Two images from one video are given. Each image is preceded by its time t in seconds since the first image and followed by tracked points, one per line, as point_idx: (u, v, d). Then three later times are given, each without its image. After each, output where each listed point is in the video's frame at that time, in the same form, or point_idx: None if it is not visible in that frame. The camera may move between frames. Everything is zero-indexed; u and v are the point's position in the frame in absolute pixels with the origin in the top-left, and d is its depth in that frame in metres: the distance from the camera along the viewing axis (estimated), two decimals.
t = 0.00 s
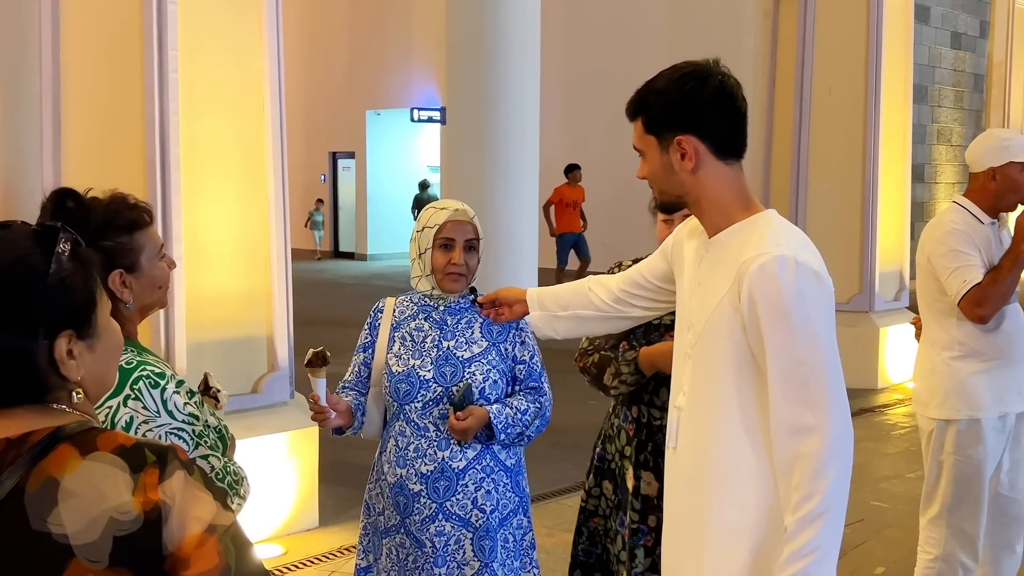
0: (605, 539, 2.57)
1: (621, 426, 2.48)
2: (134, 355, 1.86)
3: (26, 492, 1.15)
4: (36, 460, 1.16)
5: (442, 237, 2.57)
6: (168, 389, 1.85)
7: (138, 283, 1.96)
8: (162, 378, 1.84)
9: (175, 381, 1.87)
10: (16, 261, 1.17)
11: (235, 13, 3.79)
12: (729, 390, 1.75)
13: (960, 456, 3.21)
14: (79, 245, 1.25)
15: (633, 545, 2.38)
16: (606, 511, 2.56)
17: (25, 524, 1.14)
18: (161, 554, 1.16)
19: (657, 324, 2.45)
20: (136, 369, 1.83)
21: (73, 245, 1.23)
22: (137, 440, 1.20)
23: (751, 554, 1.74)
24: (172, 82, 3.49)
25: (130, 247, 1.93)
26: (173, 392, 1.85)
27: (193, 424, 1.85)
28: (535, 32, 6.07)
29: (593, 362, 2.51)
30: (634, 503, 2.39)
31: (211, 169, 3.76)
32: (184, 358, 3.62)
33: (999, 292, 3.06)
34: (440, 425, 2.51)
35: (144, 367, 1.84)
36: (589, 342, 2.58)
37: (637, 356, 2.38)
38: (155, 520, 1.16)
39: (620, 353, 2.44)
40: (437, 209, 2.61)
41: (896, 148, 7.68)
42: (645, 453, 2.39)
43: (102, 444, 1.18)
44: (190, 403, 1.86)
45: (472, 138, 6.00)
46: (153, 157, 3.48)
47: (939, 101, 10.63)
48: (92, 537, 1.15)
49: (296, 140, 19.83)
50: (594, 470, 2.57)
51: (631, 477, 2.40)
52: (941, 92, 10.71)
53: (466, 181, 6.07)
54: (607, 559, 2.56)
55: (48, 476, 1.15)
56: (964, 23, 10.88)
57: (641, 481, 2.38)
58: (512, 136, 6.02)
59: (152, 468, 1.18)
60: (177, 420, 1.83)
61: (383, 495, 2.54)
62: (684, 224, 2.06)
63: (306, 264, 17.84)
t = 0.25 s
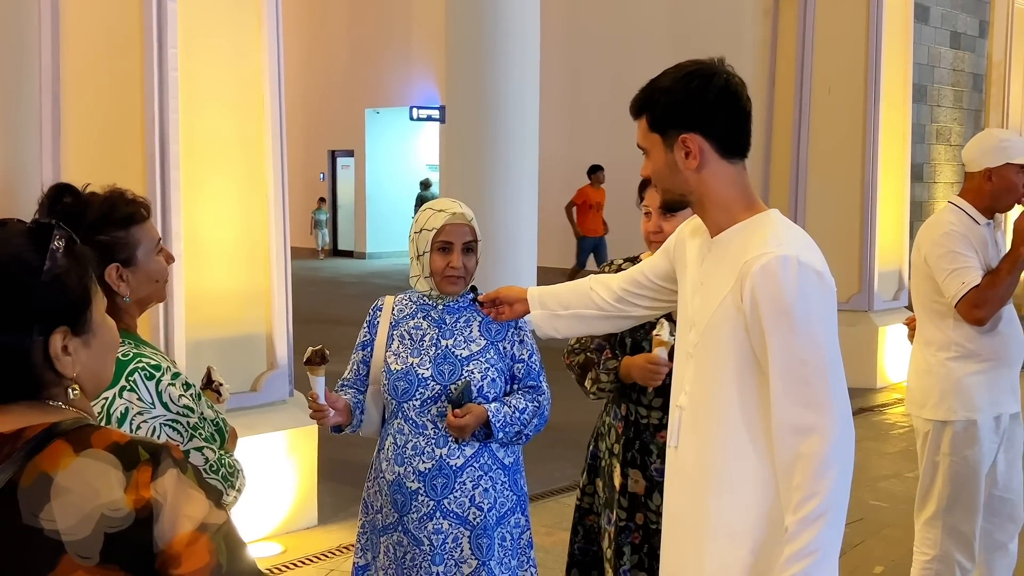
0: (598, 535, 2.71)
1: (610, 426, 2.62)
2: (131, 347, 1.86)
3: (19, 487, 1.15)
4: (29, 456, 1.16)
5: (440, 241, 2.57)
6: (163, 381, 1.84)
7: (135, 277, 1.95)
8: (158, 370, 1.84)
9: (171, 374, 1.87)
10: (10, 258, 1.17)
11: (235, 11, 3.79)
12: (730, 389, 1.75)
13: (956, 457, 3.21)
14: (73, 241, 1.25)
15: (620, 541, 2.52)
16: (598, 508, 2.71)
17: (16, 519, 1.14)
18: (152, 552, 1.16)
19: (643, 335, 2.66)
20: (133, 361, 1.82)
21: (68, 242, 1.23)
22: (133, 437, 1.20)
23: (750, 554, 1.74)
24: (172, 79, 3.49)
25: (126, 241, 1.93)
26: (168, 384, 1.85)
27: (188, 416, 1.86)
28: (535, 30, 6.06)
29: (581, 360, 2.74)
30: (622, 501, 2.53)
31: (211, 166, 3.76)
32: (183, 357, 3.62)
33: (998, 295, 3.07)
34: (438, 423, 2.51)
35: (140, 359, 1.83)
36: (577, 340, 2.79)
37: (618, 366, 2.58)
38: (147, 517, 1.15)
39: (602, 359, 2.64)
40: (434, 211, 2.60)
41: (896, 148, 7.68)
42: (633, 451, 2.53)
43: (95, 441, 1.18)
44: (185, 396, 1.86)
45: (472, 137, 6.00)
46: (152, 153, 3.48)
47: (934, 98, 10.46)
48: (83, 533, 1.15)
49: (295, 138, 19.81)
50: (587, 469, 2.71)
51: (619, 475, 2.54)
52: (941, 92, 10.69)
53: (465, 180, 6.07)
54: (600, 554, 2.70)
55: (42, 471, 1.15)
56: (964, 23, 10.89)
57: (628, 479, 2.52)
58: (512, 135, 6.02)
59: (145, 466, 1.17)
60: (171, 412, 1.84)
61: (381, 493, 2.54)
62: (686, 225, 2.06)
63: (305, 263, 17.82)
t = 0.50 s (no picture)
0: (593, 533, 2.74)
1: (605, 423, 2.66)
2: (135, 341, 1.86)
3: (13, 481, 1.15)
4: (22, 453, 1.16)
5: (440, 235, 2.58)
6: (166, 375, 1.85)
7: (141, 271, 1.95)
8: (161, 364, 1.84)
9: (174, 369, 1.87)
10: (7, 257, 1.16)
11: (236, 8, 3.78)
12: (733, 388, 1.75)
13: (955, 458, 3.20)
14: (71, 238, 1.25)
15: (612, 538, 2.55)
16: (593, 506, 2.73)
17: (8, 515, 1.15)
18: (141, 549, 1.15)
19: (635, 335, 2.63)
20: (137, 355, 1.83)
21: (66, 241, 1.23)
22: (126, 435, 1.19)
23: (752, 552, 1.74)
24: (173, 77, 3.50)
25: (132, 236, 1.93)
26: (171, 379, 1.85)
27: (191, 411, 1.86)
28: (535, 29, 6.06)
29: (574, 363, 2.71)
30: (615, 498, 2.56)
31: (212, 164, 3.76)
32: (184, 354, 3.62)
33: (997, 296, 3.07)
34: (438, 421, 2.51)
35: (144, 353, 1.84)
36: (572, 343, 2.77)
37: (611, 371, 2.57)
38: (136, 514, 1.15)
39: (595, 364, 2.63)
40: (436, 206, 2.61)
41: (896, 147, 7.68)
42: (626, 447, 2.56)
43: (88, 439, 1.17)
44: (189, 391, 1.86)
45: (472, 135, 6.00)
46: (153, 151, 3.48)
47: (938, 99, 10.56)
48: (73, 530, 1.14)
49: (295, 136, 19.80)
50: (582, 467, 2.73)
51: (612, 472, 2.57)
52: (941, 91, 10.69)
53: (465, 178, 6.07)
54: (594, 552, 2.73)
55: (34, 467, 1.15)
56: (964, 22, 10.89)
57: (621, 476, 2.56)
58: (512, 134, 6.02)
59: (136, 464, 1.16)
60: (174, 407, 1.84)
61: (382, 491, 2.54)
62: (687, 224, 2.06)
63: (305, 261, 17.81)
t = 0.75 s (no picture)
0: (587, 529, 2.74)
1: (597, 419, 2.66)
2: (140, 338, 1.87)
3: None
4: (10, 451, 1.15)
5: (444, 227, 2.57)
6: (171, 374, 1.85)
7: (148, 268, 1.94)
8: (166, 363, 1.84)
9: (179, 367, 1.87)
10: (5, 255, 1.16)
11: (236, 5, 3.78)
12: (735, 386, 1.75)
13: (954, 457, 3.20)
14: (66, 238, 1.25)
15: (606, 534, 2.55)
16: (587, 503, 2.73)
17: None
18: (124, 546, 1.13)
19: (625, 333, 2.64)
20: (142, 354, 1.83)
21: (61, 242, 1.23)
22: (112, 433, 1.18)
23: (754, 551, 1.74)
24: (173, 75, 3.49)
25: (138, 233, 1.93)
26: (176, 377, 1.85)
27: (195, 410, 1.86)
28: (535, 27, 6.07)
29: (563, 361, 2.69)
30: (608, 494, 2.56)
31: (213, 162, 3.75)
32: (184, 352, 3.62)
33: (997, 296, 3.06)
34: (440, 419, 2.51)
35: (149, 351, 1.84)
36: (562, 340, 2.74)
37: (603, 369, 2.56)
38: (119, 511, 1.13)
39: (587, 362, 2.62)
40: (439, 199, 2.62)
41: (897, 146, 7.68)
42: (618, 443, 2.57)
43: (74, 436, 1.16)
44: (193, 389, 1.86)
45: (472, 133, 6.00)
46: (154, 149, 3.47)
47: (938, 98, 10.54)
48: (57, 527, 1.13)
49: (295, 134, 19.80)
50: (576, 464, 2.73)
51: (605, 468, 2.58)
52: (942, 89, 10.68)
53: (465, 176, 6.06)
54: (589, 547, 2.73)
55: (20, 465, 1.14)
56: (964, 20, 10.88)
57: (614, 472, 2.56)
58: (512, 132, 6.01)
59: (120, 462, 1.15)
60: (179, 405, 1.84)
61: (384, 489, 2.54)
62: (688, 222, 2.06)
63: (306, 259, 17.82)
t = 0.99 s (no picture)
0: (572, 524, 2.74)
1: (585, 416, 2.65)
2: (141, 337, 1.86)
3: None
4: None
5: (442, 223, 2.57)
6: (173, 372, 1.84)
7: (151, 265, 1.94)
8: (168, 361, 1.84)
9: (180, 365, 1.87)
10: None
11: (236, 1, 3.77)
12: (734, 382, 1.75)
13: (952, 453, 3.21)
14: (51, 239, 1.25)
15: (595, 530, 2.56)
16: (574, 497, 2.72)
17: None
18: (97, 546, 1.12)
19: (612, 331, 2.66)
20: (144, 352, 1.82)
21: (46, 243, 1.23)
22: (91, 432, 1.18)
23: (753, 546, 1.74)
24: (173, 71, 3.49)
25: (140, 230, 1.92)
26: (178, 376, 1.85)
27: (198, 408, 1.85)
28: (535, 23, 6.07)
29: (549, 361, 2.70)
30: (597, 490, 2.57)
31: (212, 158, 3.75)
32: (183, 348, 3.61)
33: (994, 294, 3.07)
34: (440, 415, 2.51)
35: (151, 350, 1.83)
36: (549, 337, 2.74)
37: (591, 367, 2.57)
38: (93, 511, 1.12)
39: (574, 359, 2.62)
40: (436, 195, 2.61)
41: (897, 143, 7.69)
42: (606, 440, 2.57)
43: (53, 435, 1.16)
44: (195, 388, 1.85)
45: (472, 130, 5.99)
46: (153, 144, 3.47)
47: (937, 94, 10.53)
48: (33, 524, 1.13)
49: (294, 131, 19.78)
50: (563, 459, 2.72)
51: (595, 464, 2.58)
52: (941, 86, 10.67)
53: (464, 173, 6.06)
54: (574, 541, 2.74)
55: None
56: (964, 16, 10.88)
57: (603, 469, 2.56)
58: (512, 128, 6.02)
59: (97, 461, 1.14)
60: (182, 403, 1.83)
61: (383, 484, 2.54)
62: (687, 218, 2.06)
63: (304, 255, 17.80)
